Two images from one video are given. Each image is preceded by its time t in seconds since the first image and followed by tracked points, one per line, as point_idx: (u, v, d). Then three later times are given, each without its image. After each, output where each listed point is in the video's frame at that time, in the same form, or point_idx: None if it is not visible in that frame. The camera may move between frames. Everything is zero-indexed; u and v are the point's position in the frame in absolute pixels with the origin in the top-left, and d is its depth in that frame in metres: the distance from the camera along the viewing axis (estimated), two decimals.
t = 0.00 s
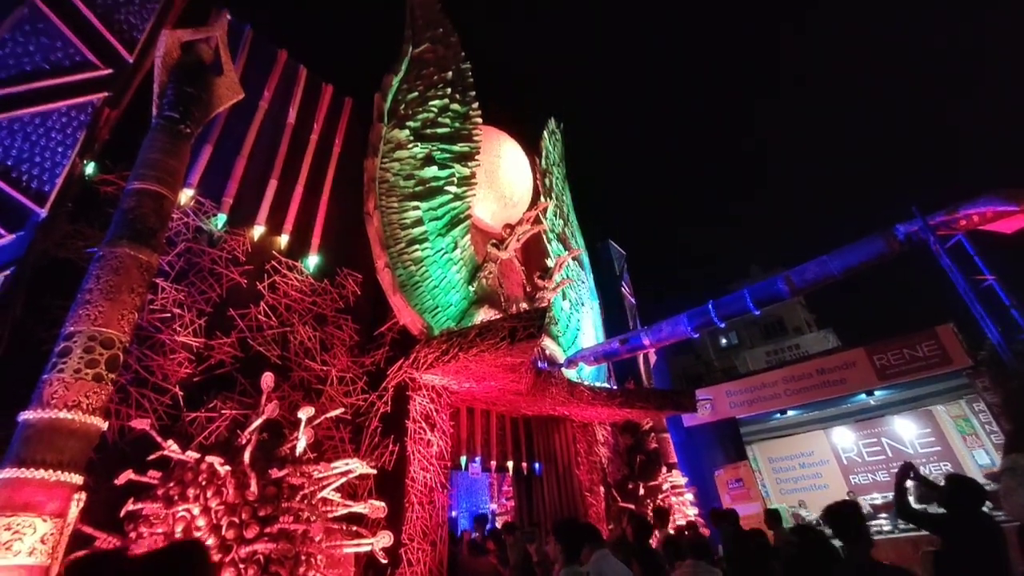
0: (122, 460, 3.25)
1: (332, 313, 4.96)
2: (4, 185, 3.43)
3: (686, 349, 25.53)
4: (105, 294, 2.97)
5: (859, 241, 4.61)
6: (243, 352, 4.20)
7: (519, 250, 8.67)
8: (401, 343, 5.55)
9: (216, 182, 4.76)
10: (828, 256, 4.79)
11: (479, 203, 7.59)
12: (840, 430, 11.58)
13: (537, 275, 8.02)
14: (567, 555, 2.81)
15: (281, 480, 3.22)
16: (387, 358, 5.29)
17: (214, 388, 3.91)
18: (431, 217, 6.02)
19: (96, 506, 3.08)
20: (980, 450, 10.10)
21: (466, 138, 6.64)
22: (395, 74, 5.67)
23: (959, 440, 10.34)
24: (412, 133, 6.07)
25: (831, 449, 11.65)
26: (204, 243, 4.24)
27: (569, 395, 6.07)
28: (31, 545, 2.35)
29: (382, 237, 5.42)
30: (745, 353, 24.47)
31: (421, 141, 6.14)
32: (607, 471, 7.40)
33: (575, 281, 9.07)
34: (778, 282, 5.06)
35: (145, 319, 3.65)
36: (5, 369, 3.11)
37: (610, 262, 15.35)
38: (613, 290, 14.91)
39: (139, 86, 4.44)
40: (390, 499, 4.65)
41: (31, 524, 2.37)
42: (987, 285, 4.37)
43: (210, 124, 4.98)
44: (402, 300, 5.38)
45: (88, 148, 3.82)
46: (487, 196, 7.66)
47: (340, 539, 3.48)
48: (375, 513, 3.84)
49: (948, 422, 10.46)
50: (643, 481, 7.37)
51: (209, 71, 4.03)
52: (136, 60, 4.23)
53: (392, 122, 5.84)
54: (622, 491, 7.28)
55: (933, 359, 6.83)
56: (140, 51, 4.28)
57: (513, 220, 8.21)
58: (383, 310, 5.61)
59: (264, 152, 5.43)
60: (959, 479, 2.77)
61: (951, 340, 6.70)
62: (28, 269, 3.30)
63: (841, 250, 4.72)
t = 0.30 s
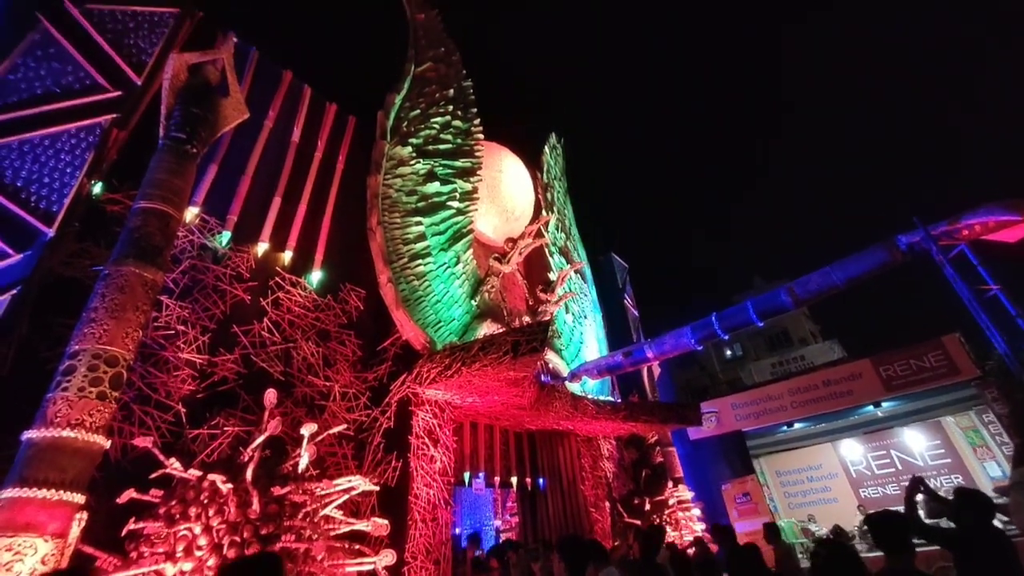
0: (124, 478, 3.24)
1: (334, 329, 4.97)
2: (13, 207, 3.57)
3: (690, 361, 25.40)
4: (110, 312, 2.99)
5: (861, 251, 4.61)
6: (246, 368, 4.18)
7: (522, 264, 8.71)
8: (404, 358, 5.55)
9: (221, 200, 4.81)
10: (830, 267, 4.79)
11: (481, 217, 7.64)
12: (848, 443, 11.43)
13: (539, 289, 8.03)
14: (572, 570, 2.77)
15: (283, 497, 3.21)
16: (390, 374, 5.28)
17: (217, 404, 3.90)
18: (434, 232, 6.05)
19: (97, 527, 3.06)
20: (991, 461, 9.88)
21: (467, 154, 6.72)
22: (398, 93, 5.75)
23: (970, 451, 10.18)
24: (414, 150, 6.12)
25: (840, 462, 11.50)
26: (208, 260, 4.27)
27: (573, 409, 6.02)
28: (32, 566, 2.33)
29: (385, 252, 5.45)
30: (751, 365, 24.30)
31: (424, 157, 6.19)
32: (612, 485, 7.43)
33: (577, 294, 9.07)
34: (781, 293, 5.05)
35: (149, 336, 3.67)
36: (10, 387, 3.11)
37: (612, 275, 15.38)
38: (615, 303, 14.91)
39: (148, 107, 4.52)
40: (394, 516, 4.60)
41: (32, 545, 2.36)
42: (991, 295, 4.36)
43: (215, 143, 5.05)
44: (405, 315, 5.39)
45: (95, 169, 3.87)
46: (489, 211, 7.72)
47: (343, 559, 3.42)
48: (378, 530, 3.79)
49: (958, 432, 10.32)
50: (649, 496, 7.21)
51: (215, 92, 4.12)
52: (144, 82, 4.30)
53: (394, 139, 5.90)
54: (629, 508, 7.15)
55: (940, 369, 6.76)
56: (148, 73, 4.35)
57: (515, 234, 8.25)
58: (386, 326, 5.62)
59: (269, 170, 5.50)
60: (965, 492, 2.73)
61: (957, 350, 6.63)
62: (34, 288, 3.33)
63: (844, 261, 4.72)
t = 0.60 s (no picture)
0: (113, 491, 3.19)
1: (328, 339, 4.94)
2: (6, 216, 3.58)
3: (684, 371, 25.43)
4: (101, 322, 2.96)
5: (854, 262, 4.65)
6: (238, 379, 4.15)
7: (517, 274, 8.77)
8: (399, 368, 5.53)
9: (216, 209, 4.79)
10: (823, 277, 4.83)
11: (477, 227, 7.67)
12: (843, 452, 11.44)
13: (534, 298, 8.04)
14: None
15: (275, 510, 3.18)
16: (384, 384, 5.25)
17: (209, 416, 3.86)
18: (429, 241, 6.05)
19: (85, 541, 3.00)
20: (984, 470, 9.94)
21: (462, 164, 6.75)
22: (394, 103, 5.77)
23: (963, 460, 10.22)
24: (410, 160, 6.13)
25: (835, 472, 11.51)
26: (202, 270, 4.25)
27: (569, 419, 6.00)
28: None
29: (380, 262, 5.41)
30: (745, 375, 24.36)
31: (419, 167, 6.20)
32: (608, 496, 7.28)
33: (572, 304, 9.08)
34: (774, 303, 5.08)
35: (140, 346, 3.63)
36: None
37: (607, 284, 15.41)
38: (610, 312, 14.94)
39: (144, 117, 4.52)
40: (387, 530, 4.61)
41: (15, 559, 2.31)
42: (981, 305, 4.38)
43: (211, 153, 5.05)
44: (399, 325, 5.38)
45: (88, 178, 3.85)
46: (485, 221, 7.74)
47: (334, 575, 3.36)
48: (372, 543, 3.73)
49: (951, 442, 10.36)
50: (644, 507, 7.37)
51: (211, 103, 4.12)
52: (139, 91, 4.27)
53: (390, 149, 5.89)
54: (625, 519, 7.19)
55: (933, 379, 6.80)
56: (144, 83, 4.32)
57: (511, 244, 8.27)
58: (381, 336, 5.61)
59: (264, 180, 5.49)
60: (960, 503, 2.73)
61: (949, 360, 6.67)
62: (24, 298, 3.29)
63: (836, 271, 4.75)
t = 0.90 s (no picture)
0: (100, 494, 3.15)
1: (322, 342, 4.91)
2: None
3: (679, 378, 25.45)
4: (92, 323, 2.93)
5: (847, 271, 4.68)
6: (230, 381, 4.10)
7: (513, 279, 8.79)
8: (393, 372, 5.50)
9: (210, 211, 4.76)
10: (816, 286, 4.86)
11: (474, 232, 7.65)
12: (835, 461, 11.46)
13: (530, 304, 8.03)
14: None
15: (265, 515, 3.15)
16: (378, 388, 5.22)
17: (199, 419, 3.82)
18: (425, 245, 6.04)
19: (70, 545, 2.95)
20: (975, 480, 9.99)
21: (459, 169, 6.76)
22: (392, 108, 5.77)
23: (954, 470, 10.27)
24: (407, 164, 6.12)
25: (828, 480, 11.52)
26: (196, 272, 4.22)
27: (563, 425, 5.97)
28: None
29: (376, 265, 5.38)
30: (739, 383, 24.41)
31: (416, 172, 6.20)
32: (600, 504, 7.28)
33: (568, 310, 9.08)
34: (769, 311, 5.09)
35: (132, 347, 3.59)
36: None
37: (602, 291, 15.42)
38: (606, 319, 14.94)
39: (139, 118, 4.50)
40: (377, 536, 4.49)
41: None
42: (972, 316, 4.41)
43: (207, 155, 5.03)
44: (394, 329, 5.31)
45: (82, 178, 3.83)
46: (481, 226, 7.73)
47: None
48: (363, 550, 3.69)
49: (942, 451, 10.42)
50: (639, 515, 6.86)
51: (208, 104, 4.10)
52: (136, 92, 4.26)
53: (387, 153, 5.89)
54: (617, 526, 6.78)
55: (925, 389, 6.82)
56: (141, 83, 4.30)
57: (507, 249, 8.27)
58: (375, 340, 5.58)
59: (260, 182, 5.48)
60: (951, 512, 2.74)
61: (941, 369, 6.70)
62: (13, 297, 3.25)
63: (830, 280, 4.79)
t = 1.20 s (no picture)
0: (80, 490, 3.09)
1: (312, 339, 4.87)
2: None
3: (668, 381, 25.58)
4: (77, 315, 2.88)
5: (836, 278, 4.73)
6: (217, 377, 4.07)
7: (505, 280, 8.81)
8: (382, 371, 5.47)
9: (201, 204, 4.71)
10: (806, 292, 4.90)
11: (466, 232, 7.66)
12: (820, 466, 11.57)
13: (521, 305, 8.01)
14: None
15: (250, 513, 3.10)
16: (367, 387, 5.19)
17: (184, 414, 3.77)
18: (418, 244, 6.02)
19: (48, 541, 2.90)
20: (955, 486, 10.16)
21: (454, 168, 6.74)
22: (388, 105, 5.73)
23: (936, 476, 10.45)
24: (401, 162, 6.09)
25: (813, 485, 11.64)
26: (184, 265, 4.17)
27: (552, 426, 5.96)
28: None
29: (368, 263, 5.38)
30: (727, 387, 24.59)
31: (411, 170, 6.17)
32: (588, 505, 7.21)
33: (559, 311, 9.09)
34: (758, 316, 5.13)
35: (117, 340, 3.55)
36: None
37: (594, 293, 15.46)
38: (597, 321, 14.98)
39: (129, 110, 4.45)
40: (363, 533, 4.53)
41: None
42: (956, 324, 4.47)
43: (198, 148, 4.99)
44: (385, 327, 5.34)
45: (71, 167, 3.79)
46: (474, 226, 7.73)
47: None
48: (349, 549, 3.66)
49: (925, 457, 10.58)
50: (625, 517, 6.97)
51: (201, 97, 4.05)
52: (127, 82, 4.25)
53: (382, 150, 5.84)
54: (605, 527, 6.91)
55: (909, 396, 6.92)
56: (132, 74, 4.30)
57: (500, 250, 8.25)
58: (365, 338, 5.55)
59: (252, 176, 5.43)
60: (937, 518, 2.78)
61: (924, 377, 6.81)
62: None
63: (819, 286, 4.82)
